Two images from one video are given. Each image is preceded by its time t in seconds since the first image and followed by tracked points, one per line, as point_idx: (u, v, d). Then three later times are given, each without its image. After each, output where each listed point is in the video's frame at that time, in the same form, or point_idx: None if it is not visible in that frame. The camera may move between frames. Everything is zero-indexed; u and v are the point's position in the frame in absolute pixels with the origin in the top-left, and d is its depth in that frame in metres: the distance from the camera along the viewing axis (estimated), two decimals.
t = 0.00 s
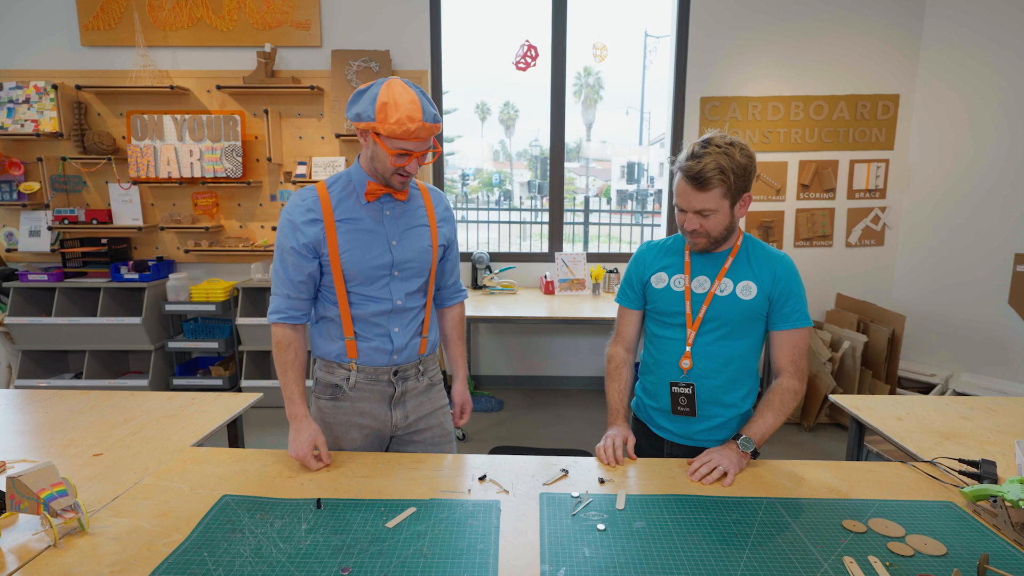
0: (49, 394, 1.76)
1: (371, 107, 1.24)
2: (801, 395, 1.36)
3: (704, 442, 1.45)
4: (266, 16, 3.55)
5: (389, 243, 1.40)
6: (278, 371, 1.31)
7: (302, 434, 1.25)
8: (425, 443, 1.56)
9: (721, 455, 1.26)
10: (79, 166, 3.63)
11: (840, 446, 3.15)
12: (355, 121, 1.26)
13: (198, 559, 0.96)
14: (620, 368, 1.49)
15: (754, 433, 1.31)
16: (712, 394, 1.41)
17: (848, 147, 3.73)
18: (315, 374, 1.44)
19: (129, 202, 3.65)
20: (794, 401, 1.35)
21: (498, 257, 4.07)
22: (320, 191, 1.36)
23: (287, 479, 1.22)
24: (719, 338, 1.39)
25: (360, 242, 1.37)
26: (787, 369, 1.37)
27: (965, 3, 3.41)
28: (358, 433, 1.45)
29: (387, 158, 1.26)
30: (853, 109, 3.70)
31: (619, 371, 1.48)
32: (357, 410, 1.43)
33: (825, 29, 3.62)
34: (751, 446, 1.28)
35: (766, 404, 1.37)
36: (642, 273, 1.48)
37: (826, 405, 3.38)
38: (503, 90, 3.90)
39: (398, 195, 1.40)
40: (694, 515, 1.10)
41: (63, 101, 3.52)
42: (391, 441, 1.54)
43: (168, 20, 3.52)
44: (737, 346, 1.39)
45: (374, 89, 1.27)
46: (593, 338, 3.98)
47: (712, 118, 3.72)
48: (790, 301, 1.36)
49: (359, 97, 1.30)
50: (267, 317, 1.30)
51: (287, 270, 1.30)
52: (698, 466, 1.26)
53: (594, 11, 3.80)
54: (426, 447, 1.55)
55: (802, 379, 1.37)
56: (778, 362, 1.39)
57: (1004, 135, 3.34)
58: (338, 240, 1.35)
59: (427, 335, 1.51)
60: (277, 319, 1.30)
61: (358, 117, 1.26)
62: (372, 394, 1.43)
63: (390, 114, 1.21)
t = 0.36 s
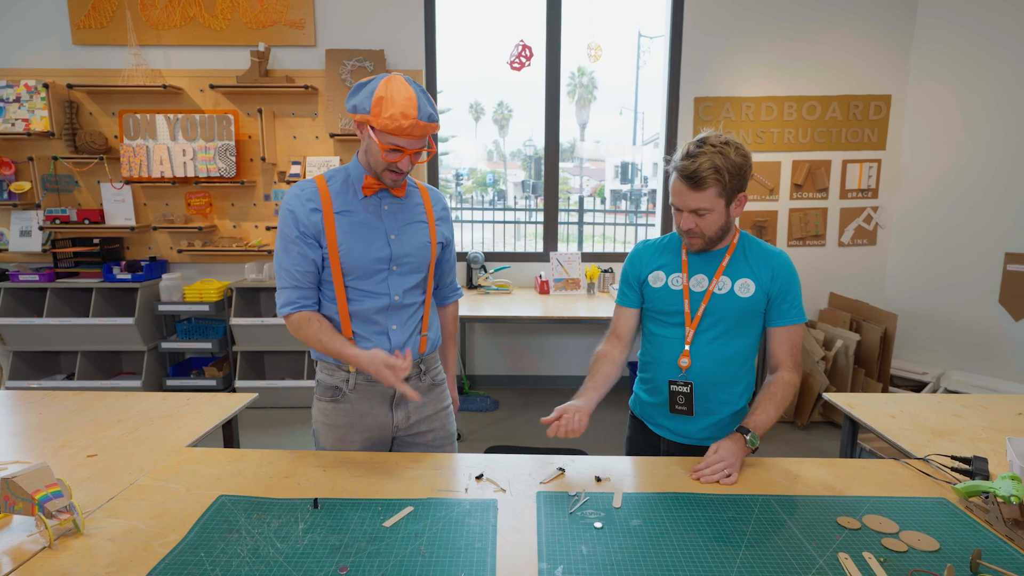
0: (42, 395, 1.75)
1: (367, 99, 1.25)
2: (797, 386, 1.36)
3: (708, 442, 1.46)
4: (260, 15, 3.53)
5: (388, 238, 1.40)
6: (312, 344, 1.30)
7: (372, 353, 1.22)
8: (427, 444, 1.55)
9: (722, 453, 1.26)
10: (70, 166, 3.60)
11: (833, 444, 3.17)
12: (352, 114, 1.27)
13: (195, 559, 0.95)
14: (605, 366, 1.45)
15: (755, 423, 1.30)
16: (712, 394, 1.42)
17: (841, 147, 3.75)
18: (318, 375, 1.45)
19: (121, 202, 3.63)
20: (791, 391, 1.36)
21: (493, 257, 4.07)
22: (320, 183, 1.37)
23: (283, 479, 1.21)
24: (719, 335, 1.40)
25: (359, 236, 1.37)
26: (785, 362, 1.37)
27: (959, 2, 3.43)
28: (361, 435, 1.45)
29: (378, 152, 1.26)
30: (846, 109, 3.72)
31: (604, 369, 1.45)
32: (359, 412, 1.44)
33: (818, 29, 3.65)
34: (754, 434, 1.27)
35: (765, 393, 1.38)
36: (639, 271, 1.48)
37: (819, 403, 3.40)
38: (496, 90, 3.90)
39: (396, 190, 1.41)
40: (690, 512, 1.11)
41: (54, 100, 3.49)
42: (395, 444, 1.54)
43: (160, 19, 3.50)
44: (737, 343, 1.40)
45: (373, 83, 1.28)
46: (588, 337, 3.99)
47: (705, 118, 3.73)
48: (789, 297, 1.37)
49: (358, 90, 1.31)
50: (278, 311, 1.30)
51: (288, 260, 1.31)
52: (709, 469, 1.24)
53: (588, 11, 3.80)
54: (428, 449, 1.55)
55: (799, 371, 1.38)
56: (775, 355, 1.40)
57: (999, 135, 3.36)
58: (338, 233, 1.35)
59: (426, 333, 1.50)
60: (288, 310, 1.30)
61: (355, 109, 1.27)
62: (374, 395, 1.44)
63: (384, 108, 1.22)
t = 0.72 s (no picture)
0: (39, 396, 1.74)
1: (388, 101, 1.25)
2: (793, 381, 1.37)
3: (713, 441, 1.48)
4: (256, 15, 3.52)
5: (397, 242, 1.40)
6: (300, 348, 1.30)
7: (355, 367, 1.21)
8: (431, 443, 1.56)
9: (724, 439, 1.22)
10: (65, 166, 3.58)
11: (828, 443, 3.19)
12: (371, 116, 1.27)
13: (197, 559, 0.95)
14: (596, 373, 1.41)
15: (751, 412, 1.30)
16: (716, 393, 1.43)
17: (836, 148, 3.78)
18: (324, 376, 1.45)
19: (116, 202, 3.61)
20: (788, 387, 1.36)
21: (489, 257, 4.07)
22: (329, 185, 1.36)
23: (284, 479, 1.21)
24: (718, 335, 1.41)
25: (369, 240, 1.37)
26: (782, 358, 1.38)
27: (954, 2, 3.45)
28: (368, 435, 1.45)
29: (402, 154, 1.26)
30: (841, 109, 3.75)
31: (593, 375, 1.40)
32: (366, 412, 1.44)
33: (813, 30, 3.67)
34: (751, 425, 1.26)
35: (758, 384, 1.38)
36: (636, 273, 1.46)
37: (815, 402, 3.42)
38: (493, 90, 3.91)
39: (407, 194, 1.40)
40: (689, 510, 1.12)
41: (49, 99, 3.47)
42: (400, 443, 1.54)
43: (156, 19, 3.49)
44: (735, 341, 1.42)
45: (391, 84, 1.29)
46: (585, 337, 4.00)
47: (702, 118, 3.75)
48: (788, 295, 1.38)
49: (375, 92, 1.31)
50: (272, 308, 1.31)
51: (293, 264, 1.31)
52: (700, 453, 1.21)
53: (584, 12, 3.82)
54: (432, 447, 1.55)
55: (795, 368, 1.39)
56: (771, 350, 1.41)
57: (993, 137, 3.38)
58: (347, 237, 1.35)
59: (433, 334, 1.51)
60: (282, 310, 1.31)
61: (376, 111, 1.27)
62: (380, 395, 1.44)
63: (408, 109, 1.22)
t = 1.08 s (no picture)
0: (36, 396, 1.73)
1: (412, 103, 1.23)
2: (734, 360, 1.29)
3: (701, 438, 1.48)
4: (254, 15, 3.51)
5: (406, 245, 1.40)
6: (289, 352, 1.31)
7: (336, 403, 1.25)
8: (433, 443, 1.56)
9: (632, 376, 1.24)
10: (62, 165, 3.56)
11: (827, 442, 3.19)
12: (398, 118, 1.24)
13: (198, 560, 0.95)
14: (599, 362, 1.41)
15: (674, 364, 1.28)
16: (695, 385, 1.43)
17: (833, 148, 3.79)
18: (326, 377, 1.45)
19: (113, 202, 3.60)
20: (728, 365, 1.29)
21: (488, 257, 4.07)
22: (339, 184, 1.35)
23: (284, 479, 1.21)
24: (694, 326, 1.43)
25: (377, 242, 1.36)
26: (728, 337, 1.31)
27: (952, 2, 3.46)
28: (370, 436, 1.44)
29: (432, 153, 1.27)
30: (838, 109, 3.76)
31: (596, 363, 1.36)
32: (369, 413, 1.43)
33: (811, 31, 3.68)
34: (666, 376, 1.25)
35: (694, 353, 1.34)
36: (624, 268, 1.53)
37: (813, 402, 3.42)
38: (491, 90, 3.90)
39: (418, 195, 1.39)
40: (691, 510, 1.12)
41: (46, 99, 3.46)
42: (402, 443, 1.54)
43: (153, 18, 3.47)
44: (709, 332, 1.43)
45: (408, 86, 1.27)
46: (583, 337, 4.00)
47: (700, 118, 3.75)
48: (754, 281, 1.36)
49: (392, 97, 1.28)
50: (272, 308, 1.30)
51: (298, 265, 1.30)
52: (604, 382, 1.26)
53: (583, 12, 3.82)
54: (434, 448, 1.56)
55: (742, 351, 1.30)
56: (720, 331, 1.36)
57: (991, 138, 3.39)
58: (356, 238, 1.34)
59: (436, 336, 1.51)
60: (283, 310, 1.30)
61: (400, 114, 1.24)
62: (383, 397, 1.44)
63: (435, 108, 1.22)
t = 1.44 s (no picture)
0: (35, 397, 1.72)
1: (426, 99, 1.22)
2: (717, 352, 1.31)
3: (684, 436, 1.46)
4: (253, 14, 3.51)
5: (413, 243, 1.40)
6: (287, 353, 1.29)
7: (330, 415, 1.22)
8: (434, 443, 1.56)
9: (621, 352, 1.24)
10: (61, 165, 3.55)
11: (828, 442, 3.19)
12: (411, 114, 1.24)
13: (198, 561, 0.94)
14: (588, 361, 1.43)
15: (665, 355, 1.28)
16: (678, 382, 1.44)
17: (833, 147, 3.79)
18: (327, 377, 1.44)
19: (112, 201, 3.59)
20: (713, 357, 1.30)
21: (487, 257, 4.07)
22: (347, 181, 1.35)
23: (284, 480, 1.21)
24: (673, 322, 1.45)
25: (384, 240, 1.35)
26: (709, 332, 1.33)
27: (952, 2, 3.45)
28: (371, 437, 1.43)
29: (444, 150, 1.26)
30: (838, 109, 3.76)
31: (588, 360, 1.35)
32: (370, 413, 1.43)
33: (811, 31, 3.68)
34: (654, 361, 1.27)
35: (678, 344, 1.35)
36: (606, 271, 1.59)
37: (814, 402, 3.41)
38: (490, 90, 3.90)
39: (425, 193, 1.39)
40: (693, 510, 1.11)
41: (44, 98, 3.45)
42: (403, 443, 1.54)
43: (152, 17, 3.47)
44: (688, 328, 1.45)
45: (420, 84, 1.25)
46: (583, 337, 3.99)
47: (700, 118, 3.75)
48: (727, 276, 1.38)
49: (404, 94, 1.27)
50: (274, 305, 1.28)
51: (303, 262, 1.28)
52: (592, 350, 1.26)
53: (583, 12, 3.81)
54: (434, 448, 1.55)
55: (724, 343, 1.33)
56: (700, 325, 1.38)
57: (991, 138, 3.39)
58: (363, 234, 1.33)
59: (439, 337, 1.52)
60: (285, 308, 1.28)
61: (413, 110, 1.24)
62: (384, 397, 1.43)
63: (448, 105, 1.21)
